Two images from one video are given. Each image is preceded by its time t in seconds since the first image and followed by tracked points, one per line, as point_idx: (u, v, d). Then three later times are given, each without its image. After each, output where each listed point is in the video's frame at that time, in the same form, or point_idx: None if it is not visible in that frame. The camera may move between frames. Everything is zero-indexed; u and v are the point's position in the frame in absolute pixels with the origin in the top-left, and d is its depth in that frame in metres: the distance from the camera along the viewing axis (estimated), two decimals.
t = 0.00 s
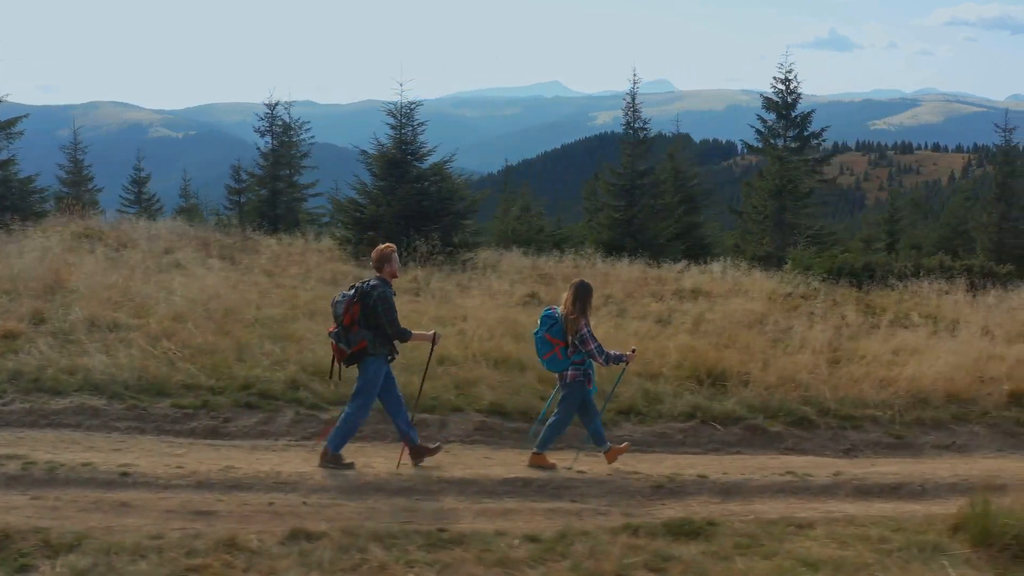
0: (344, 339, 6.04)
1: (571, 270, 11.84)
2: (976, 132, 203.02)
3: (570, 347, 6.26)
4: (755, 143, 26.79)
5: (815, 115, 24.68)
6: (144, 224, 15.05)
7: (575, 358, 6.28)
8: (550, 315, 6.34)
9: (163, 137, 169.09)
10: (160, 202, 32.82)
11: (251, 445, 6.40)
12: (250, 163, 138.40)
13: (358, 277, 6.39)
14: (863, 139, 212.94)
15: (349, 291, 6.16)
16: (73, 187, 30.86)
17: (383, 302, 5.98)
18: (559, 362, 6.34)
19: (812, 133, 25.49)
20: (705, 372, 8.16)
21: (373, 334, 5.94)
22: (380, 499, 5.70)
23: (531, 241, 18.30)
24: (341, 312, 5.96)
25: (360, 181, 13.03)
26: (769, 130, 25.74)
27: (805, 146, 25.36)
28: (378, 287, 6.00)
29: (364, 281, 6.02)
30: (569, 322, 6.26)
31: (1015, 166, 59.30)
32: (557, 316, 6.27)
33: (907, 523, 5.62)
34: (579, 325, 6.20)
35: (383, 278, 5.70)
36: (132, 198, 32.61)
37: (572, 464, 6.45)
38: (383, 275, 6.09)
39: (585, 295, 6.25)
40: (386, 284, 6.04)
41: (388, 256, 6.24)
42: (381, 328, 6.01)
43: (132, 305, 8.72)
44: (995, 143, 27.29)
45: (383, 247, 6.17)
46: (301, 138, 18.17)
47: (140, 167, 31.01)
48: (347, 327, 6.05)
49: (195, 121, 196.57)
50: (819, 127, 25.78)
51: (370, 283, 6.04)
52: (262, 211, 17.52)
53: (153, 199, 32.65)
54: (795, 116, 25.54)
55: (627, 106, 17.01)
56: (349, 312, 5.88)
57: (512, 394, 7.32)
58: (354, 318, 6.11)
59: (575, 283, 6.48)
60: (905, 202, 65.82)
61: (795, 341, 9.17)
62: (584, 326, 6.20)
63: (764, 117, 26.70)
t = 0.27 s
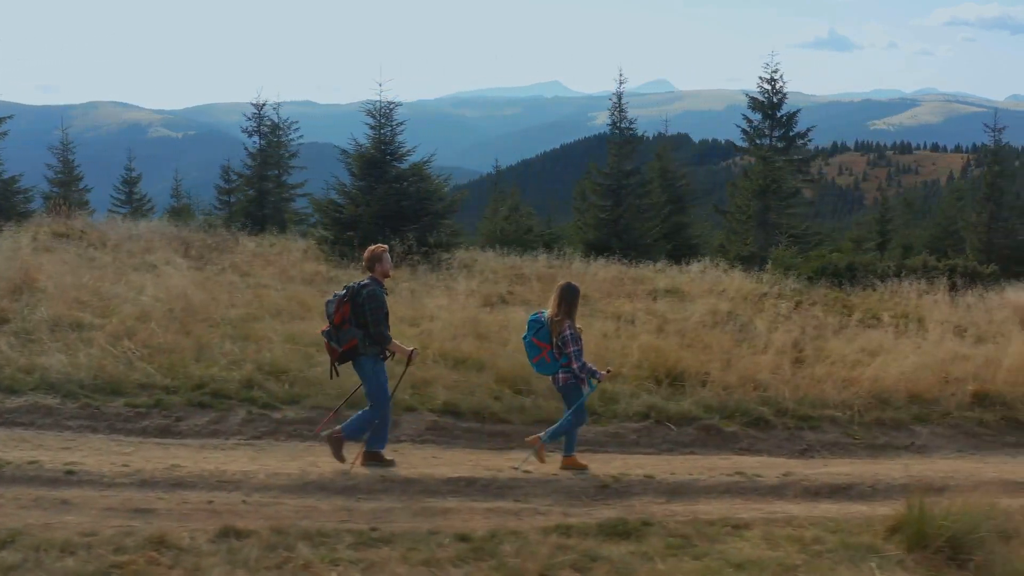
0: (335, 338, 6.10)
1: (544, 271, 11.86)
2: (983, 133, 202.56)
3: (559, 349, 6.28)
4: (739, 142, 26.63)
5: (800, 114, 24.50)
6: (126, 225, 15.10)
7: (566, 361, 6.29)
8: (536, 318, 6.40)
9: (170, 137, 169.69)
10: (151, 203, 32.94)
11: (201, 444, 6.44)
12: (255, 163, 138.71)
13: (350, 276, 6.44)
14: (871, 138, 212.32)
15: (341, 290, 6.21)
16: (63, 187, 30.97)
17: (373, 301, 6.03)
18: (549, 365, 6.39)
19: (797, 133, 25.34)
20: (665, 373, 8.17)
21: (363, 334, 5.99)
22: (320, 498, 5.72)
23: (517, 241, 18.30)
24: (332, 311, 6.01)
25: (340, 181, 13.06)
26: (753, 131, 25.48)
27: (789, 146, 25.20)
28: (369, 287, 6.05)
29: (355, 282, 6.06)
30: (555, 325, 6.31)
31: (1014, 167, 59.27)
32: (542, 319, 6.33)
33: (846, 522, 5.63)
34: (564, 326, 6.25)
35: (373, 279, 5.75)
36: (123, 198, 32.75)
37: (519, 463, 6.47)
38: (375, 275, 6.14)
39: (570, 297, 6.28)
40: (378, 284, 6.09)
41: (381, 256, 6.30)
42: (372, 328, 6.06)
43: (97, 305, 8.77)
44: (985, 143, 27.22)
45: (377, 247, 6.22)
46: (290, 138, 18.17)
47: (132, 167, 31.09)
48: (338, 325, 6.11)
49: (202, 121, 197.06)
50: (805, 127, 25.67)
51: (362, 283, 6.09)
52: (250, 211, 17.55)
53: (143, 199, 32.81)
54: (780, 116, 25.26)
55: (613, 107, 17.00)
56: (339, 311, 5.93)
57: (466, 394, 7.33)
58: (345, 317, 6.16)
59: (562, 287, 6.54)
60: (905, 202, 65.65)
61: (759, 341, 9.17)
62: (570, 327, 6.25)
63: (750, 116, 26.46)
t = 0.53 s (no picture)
0: (321, 339, 6.13)
1: (518, 270, 11.87)
2: (991, 133, 202.03)
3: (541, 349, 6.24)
4: (728, 141, 26.53)
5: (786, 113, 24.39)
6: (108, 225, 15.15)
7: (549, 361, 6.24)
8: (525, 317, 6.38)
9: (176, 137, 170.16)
10: (141, 203, 33.02)
11: (151, 442, 6.48)
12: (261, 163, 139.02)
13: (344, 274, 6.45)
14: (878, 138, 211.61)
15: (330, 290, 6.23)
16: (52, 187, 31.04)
17: (357, 304, 6.03)
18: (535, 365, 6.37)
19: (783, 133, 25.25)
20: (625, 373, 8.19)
21: (346, 337, 6.01)
22: (263, 497, 5.76)
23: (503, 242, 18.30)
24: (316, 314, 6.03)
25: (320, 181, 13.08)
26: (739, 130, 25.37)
27: (776, 145, 25.06)
28: (354, 289, 6.06)
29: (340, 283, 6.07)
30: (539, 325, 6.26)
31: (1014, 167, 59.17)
32: (528, 318, 6.31)
33: (786, 521, 5.63)
34: (547, 326, 6.21)
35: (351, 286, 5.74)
36: (114, 197, 32.81)
37: (468, 463, 6.49)
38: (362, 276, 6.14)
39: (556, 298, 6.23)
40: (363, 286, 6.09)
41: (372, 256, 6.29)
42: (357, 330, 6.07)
43: (63, 304, 8.81)
44: (976, 143, 27.14)
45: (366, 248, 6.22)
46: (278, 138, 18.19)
47: (123, 168, 31.17)
48: (325, 326, 6.13)
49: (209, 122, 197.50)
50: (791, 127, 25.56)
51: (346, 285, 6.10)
52: (237, 210, 17.57)
53: (133, 200, 32.90)
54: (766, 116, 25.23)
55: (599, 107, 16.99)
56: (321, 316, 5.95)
57: (421, 394, 7.36)
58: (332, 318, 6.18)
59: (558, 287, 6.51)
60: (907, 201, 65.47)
61: (725, 342, 9.16)
62: (553, 328, 6.21)
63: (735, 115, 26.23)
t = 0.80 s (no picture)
0: (320, 345, 6.21)
1: (493, 270, 11.89)
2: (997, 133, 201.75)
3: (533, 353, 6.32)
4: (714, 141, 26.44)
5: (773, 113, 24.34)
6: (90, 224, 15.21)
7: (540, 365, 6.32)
8: (517, 321, 6.46)
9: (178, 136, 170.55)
10: (133, 202, 33.15)
11: (103, 441, 6.52)
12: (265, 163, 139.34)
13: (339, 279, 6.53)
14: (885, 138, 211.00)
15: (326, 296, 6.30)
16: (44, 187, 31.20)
17: (354, 309, 6.11)
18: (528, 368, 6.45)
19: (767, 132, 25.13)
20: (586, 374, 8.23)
21: (345, 343, 6.09)
22: (206, 495, 5.79)
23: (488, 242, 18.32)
24: (315, 321, 6.11)
25: (300, 181, 13.09)
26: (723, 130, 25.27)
27: (762, 145, 24.99)
28: (351, 295, 6.13)
29: (336, 290, 6.14)
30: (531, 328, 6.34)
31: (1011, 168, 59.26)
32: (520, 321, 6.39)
33: (727, 520, 5.63)
34: (540, 329, 6.29)
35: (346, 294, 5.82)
36: (106, 198, 32.94)
37: (417, 462, 6.51)
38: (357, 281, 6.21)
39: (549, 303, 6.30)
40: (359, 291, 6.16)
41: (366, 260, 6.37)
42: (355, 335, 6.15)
43: (30, 303, 8.86)
44: (965, 144, 27.10)
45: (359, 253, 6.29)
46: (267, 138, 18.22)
47: (114, 167, 31.29)
48: (323, 332, 6.21)
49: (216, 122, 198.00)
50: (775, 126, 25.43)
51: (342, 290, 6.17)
52: (225, 210, 17.61)
53: (126, 200, 33.05)
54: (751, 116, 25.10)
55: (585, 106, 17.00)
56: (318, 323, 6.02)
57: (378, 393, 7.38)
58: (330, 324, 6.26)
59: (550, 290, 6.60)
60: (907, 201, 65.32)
61: (690, 342, 9.16)
62: (546, 331, 6.29)
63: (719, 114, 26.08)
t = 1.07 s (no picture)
0: (314, 341, 6.27)
1: (468, 270, 11.92)
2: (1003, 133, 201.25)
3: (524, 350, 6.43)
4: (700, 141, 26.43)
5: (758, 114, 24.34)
6: (74, 224, 15.26)
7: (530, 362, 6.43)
8: (507, 319, 6.56)
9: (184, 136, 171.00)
10: (123, 203, 33.29)
11: (59, 439, 6.55)
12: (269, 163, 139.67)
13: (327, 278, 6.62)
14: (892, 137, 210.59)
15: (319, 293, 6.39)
16: (34, 186, 31.29)
17: (351, 304, 6.22)
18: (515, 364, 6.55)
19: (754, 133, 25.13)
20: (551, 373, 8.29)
21: (344, 337, 6.18)
22: (155, 494, 5.83)
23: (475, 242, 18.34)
24: (312, 315, 6.18)
25: (282, 180, 13.09)
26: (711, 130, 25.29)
27: (747, 145, 24.99)
28: (348, 290, 6.24)
29: (333, 285, 6.24)
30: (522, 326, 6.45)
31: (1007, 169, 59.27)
32: (510, 319, 6.49)
33: (671, 520, 5.64)
34: (529, 326, 6.39)
35: (351, 285, 5.94)
36: (97, 198, 33.09)
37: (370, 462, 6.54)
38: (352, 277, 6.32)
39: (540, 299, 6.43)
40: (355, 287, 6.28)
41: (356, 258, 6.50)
42: (352, 330, 6.25)
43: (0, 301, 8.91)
44: (955, 144, 27.08)
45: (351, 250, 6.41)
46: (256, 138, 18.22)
47: (105, 167, 31.45)
48: (317, 328, 6.28)
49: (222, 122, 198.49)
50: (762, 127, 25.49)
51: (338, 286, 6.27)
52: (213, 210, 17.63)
53: (116, 199, 33.16)
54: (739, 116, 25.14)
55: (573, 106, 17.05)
56: (318, 317, 6.10)
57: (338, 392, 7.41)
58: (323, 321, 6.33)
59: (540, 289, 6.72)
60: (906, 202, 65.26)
61: (657, 342, 9.17)
62: (535, 329, 6.40)
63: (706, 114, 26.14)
